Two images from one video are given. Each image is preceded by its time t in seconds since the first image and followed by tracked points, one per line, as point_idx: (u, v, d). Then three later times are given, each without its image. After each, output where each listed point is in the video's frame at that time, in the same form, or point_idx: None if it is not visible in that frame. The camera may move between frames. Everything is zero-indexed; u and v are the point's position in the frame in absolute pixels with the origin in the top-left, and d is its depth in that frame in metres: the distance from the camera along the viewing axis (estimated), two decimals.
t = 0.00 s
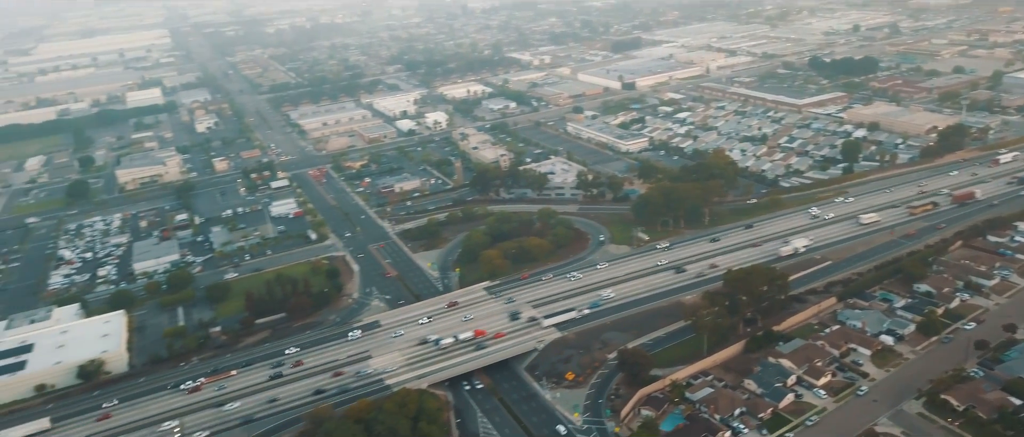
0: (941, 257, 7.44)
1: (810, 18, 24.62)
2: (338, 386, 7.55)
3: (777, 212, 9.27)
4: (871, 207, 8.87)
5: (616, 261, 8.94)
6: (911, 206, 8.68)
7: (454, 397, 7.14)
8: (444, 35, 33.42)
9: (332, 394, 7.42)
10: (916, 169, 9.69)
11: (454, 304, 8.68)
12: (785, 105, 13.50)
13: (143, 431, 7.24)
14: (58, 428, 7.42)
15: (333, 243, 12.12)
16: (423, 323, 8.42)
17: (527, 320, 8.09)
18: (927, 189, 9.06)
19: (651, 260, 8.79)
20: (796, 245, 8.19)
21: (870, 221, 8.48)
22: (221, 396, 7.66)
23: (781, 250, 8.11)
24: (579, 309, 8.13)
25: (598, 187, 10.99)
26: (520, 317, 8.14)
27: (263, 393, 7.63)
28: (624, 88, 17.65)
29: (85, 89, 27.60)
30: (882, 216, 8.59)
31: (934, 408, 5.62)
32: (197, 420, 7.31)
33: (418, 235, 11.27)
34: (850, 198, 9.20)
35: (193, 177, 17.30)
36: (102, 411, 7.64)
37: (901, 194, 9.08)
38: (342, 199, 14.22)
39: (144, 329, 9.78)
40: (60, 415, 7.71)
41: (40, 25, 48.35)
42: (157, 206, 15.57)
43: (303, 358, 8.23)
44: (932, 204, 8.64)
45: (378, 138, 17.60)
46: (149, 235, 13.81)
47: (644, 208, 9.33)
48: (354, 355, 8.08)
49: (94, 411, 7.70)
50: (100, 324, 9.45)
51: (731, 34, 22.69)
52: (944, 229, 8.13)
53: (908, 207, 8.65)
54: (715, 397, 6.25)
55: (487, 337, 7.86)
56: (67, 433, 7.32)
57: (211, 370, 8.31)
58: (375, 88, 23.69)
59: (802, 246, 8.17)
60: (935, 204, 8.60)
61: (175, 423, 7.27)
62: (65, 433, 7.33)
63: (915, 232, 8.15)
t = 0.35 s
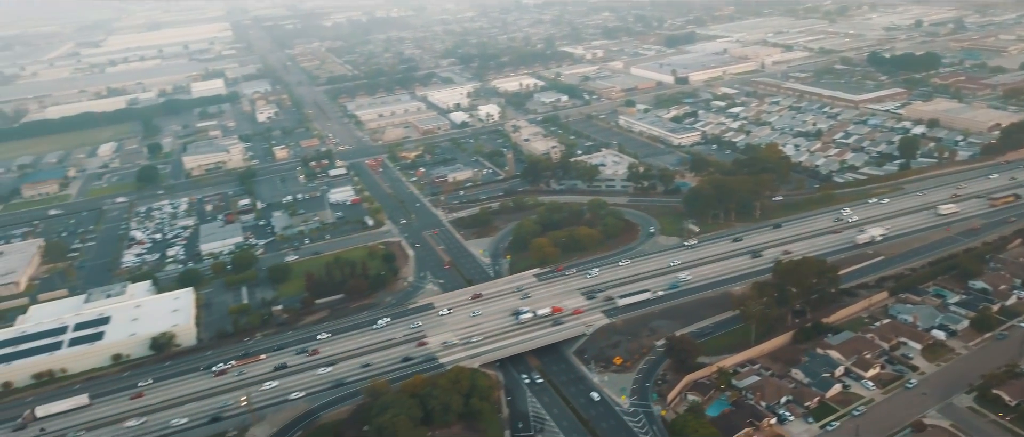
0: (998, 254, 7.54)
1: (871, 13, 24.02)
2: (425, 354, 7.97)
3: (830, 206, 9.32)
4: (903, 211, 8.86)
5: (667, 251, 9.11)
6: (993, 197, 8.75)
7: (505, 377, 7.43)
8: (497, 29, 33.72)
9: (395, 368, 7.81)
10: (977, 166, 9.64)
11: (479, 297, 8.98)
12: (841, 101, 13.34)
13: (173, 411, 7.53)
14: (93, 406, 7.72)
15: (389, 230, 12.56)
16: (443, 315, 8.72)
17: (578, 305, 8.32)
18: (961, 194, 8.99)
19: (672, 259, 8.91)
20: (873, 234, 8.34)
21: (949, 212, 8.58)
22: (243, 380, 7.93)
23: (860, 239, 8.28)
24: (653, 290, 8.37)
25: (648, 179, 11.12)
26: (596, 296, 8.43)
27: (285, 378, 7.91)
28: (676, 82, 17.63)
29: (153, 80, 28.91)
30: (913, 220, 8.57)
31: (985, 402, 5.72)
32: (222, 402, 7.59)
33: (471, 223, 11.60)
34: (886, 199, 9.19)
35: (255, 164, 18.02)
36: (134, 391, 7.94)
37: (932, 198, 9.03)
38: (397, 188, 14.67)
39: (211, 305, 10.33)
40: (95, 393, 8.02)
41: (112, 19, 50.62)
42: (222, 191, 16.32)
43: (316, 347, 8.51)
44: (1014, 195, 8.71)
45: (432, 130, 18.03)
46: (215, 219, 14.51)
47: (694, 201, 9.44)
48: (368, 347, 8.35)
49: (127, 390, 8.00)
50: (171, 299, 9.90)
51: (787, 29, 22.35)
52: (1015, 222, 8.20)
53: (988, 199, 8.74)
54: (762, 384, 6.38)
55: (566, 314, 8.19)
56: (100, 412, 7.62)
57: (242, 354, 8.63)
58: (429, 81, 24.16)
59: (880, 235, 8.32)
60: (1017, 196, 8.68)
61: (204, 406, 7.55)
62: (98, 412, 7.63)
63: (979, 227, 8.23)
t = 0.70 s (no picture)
0: None
1: (930, 8, 23.38)
2: (501, 327, 8.30)
3: (877, 201, 9.37)
4: (957, 206, 8.87)
5: (713, 241, 9.27)
6: None
7: (549, 359, 7.67)
8: (545, 23, 33.86)
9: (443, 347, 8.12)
10: None
11: (497, 287, 9.30)
12: (894, 96, 13.18)
13: (203, 387, 7.86)
14: (124, 383, 8.07)
15: (437, 217, 12.94)
16: (455, 306, 9.01)
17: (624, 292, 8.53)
18: (987, 198, 8.94)
19: (715, 250, 9.04)
20: (947, 223, 8.40)
21: None
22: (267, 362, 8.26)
23: (934, 228, 8.35)
24: (724, 272, 8.52)
25: (694, 171, 11.24)
26: (667, 278, 8.64)
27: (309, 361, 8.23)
28: (725, 77, 17.57)
29: (211, 70, 29.98)
30: (955, 217, 8.58)
31: None
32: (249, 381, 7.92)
33: (517, 212, 11.88)
34: (915, 200, 9.20)
35: (309, 152, 18.65)
36: (161, 371, 8.27)
37: (958, 201, 9.00)
38: (446, 177, 15.06)
39: (268, 283, 10.83)
40: (127, 372, 8.38)
41: (172, 11, 52.47)
42: (276, 178, 16.96)
43: (330, 334, 8.83)
44: None
45: (479, 121, 18.36)
46: (271, 203, 15.12)
47: (741, 194, 9.55)
48: (387, 334, 8.65)
49: (155, 370, 8.35)
50: (229, 278, 10.38)
51: (841, 24, 21.95)
52: None
53: None
54: (804, 372, 6.53)
55: (636, 294, 8.45)
56: (132, 389, 7.96)
57: (266, 337, 8.96)
58: (477, 74, 24.50)
59: (954, 224, 8.38)
60: None
61: (234, 382, 7.88)
62: (129, 389, 7.96)
63: None
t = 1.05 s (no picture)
0: None
1: None
2: (571, 296, 8.56)
3: (924, 187, 9.38)
4: (1009, 193, 8.83)
5: (756, 224, 9.39)
6: None
7: (590, 333, 7.92)
8: (590, 6, 33.74)
9: (488, 319, 8.43)
10: None
11: (514, 269, 9.63)
12: (947, 83, 12.95)
13: (228, 359, 8.22)
14: (153, 352, 8.43)
15: (482, 196, 13.26)
16: (468, 288, 9.31)
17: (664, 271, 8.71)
18: (1011, 190, 8.87)
19: (757, 233, 9.15)
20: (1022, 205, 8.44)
21: None
22: (287, 337, 8.58)
23: (1009, 210, 8.39)
24: (792, 249, 8.63)
25: (738, 155, 11.31)
26: (736, 253, 8.80)
27: (348, 333, 8.58)
28: (773, 62, 17.40)
29: (263, 51, 30.80)
30: None
31: None
32: (303, 346, 8.36)
33: (561, 192, 12.11)
34: (940, 191, 9.19)
35: (357, 132, 19.16)
36: (186, 342, 8.63)
37: (979, 194, 8.96)
38: (490, 157, 15.36)
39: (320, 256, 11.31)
40: (154, 342, 8.75)
41: None
42: (326, 155, 17.51)
43: (343, 313, 9.14)
44: None
45: (524, 103, 18.58)
46: (321, 180, 15.65)
47: (786, 177, 9.64)
48: (397, 314, 8.96)
49: (181, 341, 8.70)
50: (282, 250, 10.86)
51: (896, 8, 21.42)
52: None
53: None
54: (842, 352, 6.66)
55: (704, 268, 8.65)
56: (159, 358, 8.32)
57: (288, 312, 9.29)
58: (522, 56, 24.67)
59: None
60: None
61: (261, 354, 8.26)
62: (156, 358, 8.32)
63: None
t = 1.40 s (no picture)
0: None
1: None
2: (640, 268, 8.76)
3: (973, 174, 9.34)
4: None
5: (799, 207, 9.46)
6: None
7: (630, 309, 8.17)
8: None
9: (549, 290, 8.72)
10: None
11: (532, 252, 9.93)
12: (1003, 70, 12.68)
13: (254, 329, 8.61)
14: (179, 322, 8.86)
15: (525, 176, 13.52)
16: (483, 269, 9.59)
17: (704, 251, 8.88)
18: None
19: (801, 216, 9.22)
20: None
21: None
22: (298, 314, 8.88)
23: None
24: (860, 228, 8.65)
25: (784, 140, 11.34)
26: (805, 231, 8.86)
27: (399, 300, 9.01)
28: (822, 47, 17.16)
29: (313, 32, 31.48)
30: None
31: None
32: (387, 308, 8.88)
33: (603, 174, 12.29)
34: (969, 181, 9.16)
35: (404, 112, 19.60)
36: (211, 314, 9.03)
37: (1007, 186, 8.90)
38: (534, 139, 15.61)
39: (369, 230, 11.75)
40: (180, 314, 9.17)
41: None
42: (374, 134, 17.99)
43: (354, 291, 9.39)
44: None
45: (569, 86, 18.72)
46: (370, 158, 16.12)
47: (830, 161, 9.69)
48: (407, 293, 9.21)
49: (206, 313, 9.10)
50: (333, 223, 11.33)
51: None
52: None
53: None
54: (882, 334, 6.76)
55: (771, 245, 8.75)
56: (183, 328, 8.72)
57: (310, 287, 9.64)
58: (568, 39, 24.74)
59: None
60: None
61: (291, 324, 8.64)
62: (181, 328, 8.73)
63: None
